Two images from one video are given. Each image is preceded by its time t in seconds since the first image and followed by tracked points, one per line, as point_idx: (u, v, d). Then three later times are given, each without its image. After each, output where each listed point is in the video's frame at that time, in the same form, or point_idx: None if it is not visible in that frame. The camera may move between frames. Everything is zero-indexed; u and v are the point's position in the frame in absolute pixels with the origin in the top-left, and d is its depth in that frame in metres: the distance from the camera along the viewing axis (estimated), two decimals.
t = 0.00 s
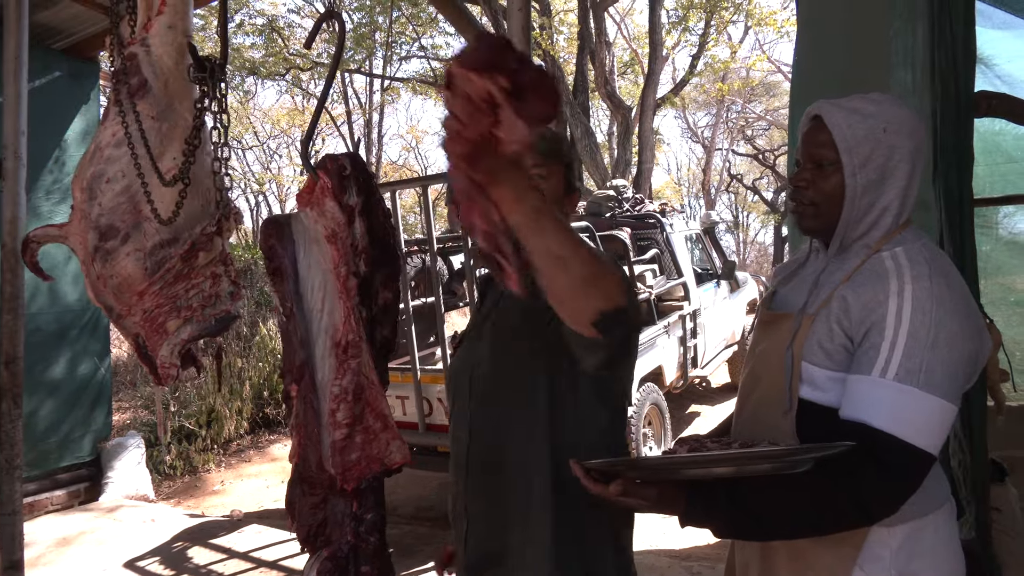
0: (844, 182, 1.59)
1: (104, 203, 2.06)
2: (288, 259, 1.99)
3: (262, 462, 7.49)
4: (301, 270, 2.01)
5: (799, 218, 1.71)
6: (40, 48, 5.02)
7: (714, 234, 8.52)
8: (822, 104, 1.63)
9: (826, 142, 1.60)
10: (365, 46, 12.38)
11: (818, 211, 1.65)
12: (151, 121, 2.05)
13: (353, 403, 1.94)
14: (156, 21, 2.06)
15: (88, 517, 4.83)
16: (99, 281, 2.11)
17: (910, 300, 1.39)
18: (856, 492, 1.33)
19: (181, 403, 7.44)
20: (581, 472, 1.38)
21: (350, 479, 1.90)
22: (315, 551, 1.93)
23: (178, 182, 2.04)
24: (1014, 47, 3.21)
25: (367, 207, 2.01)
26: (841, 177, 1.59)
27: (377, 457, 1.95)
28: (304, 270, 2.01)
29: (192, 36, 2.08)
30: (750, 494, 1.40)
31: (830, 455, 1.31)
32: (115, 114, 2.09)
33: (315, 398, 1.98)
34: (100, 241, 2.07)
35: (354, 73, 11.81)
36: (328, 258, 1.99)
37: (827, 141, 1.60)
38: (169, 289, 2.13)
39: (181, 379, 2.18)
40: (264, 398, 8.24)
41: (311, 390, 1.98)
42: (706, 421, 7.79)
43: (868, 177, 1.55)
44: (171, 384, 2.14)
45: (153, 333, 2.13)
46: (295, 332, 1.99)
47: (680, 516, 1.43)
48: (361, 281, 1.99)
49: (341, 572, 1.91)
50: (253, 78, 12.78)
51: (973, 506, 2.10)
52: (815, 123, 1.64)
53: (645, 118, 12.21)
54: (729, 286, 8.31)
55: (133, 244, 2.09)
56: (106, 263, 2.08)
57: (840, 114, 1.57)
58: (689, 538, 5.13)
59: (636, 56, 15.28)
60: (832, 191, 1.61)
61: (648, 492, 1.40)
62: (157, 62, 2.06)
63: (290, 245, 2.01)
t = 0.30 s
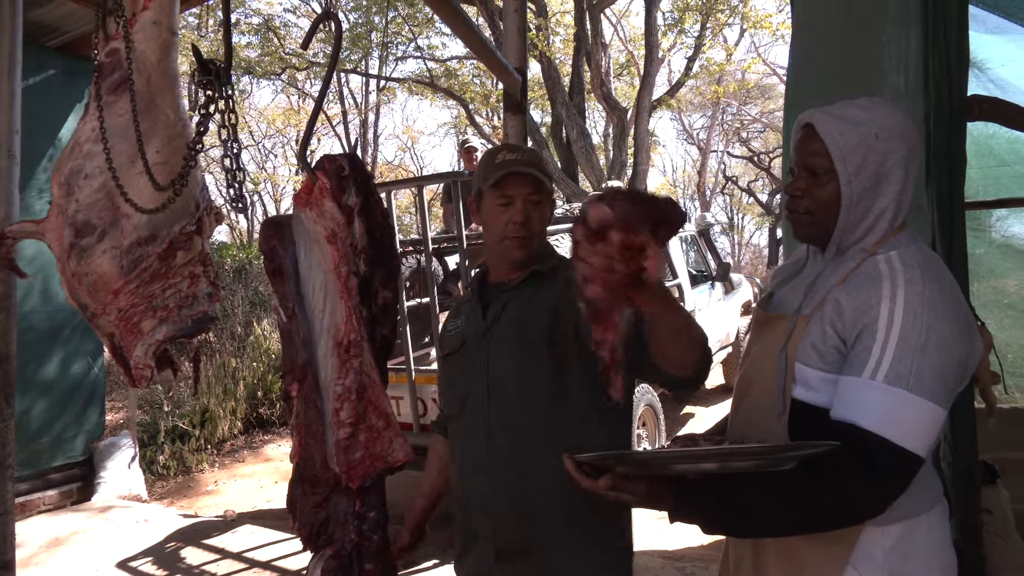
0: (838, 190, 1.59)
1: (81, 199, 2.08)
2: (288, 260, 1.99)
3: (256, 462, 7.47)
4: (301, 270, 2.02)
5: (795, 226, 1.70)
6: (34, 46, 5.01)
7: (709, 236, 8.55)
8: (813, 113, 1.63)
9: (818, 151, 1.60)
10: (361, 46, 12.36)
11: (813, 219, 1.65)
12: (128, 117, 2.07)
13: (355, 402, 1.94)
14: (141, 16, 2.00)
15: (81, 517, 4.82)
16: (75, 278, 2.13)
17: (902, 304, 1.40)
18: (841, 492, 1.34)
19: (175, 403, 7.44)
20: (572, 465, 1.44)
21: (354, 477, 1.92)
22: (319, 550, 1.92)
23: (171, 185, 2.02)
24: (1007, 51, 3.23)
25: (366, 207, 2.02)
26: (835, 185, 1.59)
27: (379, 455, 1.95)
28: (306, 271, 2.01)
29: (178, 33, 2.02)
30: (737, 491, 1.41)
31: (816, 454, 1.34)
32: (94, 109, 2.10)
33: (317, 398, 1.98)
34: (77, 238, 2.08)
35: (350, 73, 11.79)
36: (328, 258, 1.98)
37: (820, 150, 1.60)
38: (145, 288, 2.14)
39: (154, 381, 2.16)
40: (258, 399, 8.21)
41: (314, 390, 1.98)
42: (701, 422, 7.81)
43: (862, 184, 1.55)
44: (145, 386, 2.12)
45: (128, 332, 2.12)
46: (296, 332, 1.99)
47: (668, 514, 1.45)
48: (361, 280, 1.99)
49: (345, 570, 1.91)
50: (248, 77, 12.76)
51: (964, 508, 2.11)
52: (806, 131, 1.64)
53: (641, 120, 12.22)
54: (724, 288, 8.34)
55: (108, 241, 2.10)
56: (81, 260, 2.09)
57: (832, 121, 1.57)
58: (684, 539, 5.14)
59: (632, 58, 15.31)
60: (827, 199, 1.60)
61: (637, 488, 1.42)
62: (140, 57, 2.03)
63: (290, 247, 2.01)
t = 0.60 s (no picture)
0: (834, 193, 1.58)
1: (59, 193, 2.08)
2: (288, 258, 1.98)
3: (252, 462, 7.45)
4: (301, 269, 1.99)
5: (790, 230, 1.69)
6: (29, 45, 5.00)
7: (706, 236, 8.55)
8: (805, 115, 1.63)
9: (812, 154, 1.60)
10: (358, 45, 12.35)
11: (810, 223, 1.64)
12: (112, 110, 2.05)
13: (357, 400, 1.95)
14: (125, 9, 1.95)
15: (77, 517, 4.81)
16: (51, 274, 2.13)
17: (896, 303, 1.40)
18: (834, 486, 1.35)
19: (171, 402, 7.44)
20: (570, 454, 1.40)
21: (357, 475, 1.92)
22: (321, 550, 1.93)
23: (156, 182, 2.03)
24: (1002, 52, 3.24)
25: (364, 206, 2.04)
26: (830, 188, 1.58)
27: (381, 453, 1.95)
28: (305, 268, 1.99)
29: (163, 26, 1.98)
30: (734, 481, 1.41)
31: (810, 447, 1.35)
32: (78, 102, 2.08)
33: (318, 396, 1.97)
34: (54, 233, 2.09)
35: (347, 72, 11.78)
36: (328, 256, 1.97)
37: (813, 153, 1.60)
38: (123, 285, 2.14)
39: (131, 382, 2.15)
40: (255, 398, 8.19)
41: (315, 389, 1.97)
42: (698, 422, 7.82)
43: (858, 186, 1.55)
44: (121, 387, 2.11)
45: (105, 331, 2.12)
46: (297, 331, 1.98)
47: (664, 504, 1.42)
48: (360, 279, 2.00)
49: (349, 568, 1.93)
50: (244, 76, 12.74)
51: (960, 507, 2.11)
52: (799, 134, 1.64)
53: (638, 120, 12.23)
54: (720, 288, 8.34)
55: (86, 237, 2.11)
56: (58, 255, 2.10)
57: (825, 124, 1.57)
58: (681, 538, 5.15)
59: (629, 58, 15.32)
60: (822, 202, 1.60)
61: (631, 479, 1.40)
62: (123, 51, 1.98)
63: (289, 245, 1.99)
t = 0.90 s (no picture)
0: (833, 194, 1.58)
1: (48, 187, 2.10)
2: (284, 255, 1.99)
3: (253, 461, 7.46)
4: (297, 266, 2.01)
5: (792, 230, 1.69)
6: (26, 44, 4.99)
7: (705, 233, 8.56)
8: (799, 118, 1.62)
9: (808, 156, 1.60)
10: (356, 43, 12.33)
11: (810, 225, 1.64)
12: (107, 105, 2.06)
13: (353, 397, 1.95)
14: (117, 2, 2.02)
15: (77, 516, 4.81)
16: (40, 271, 2.15)
17: (900, 302, 1.41)
18: (838, 487, 1.35)
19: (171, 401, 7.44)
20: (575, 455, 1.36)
21: (353, 472, 1.92)
22: (315, 548, 1.94)
23: (143, 182, 2.02)
24: (1001, 48, 3.24)
25: (362, 202, 2.02)
26: (829, 189, 1.58)
27: (378, 450, 1.95)
28: (302, 265, 2.01)
29: (155, 20, 2.02)
30: (735, 482, 1.40)
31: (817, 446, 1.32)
32: (68, 96, 2.11)
33: (315, 393, 1.98)
34: (43, 228, 2.11)
35: (345, 71, 11.77)
36: (324, 253, 1.98)
37: (810, 156, 1.60)
38: (111, 281, 2.13)
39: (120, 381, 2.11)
40: (254, 396, 8.20)
41: (311, 386, 1.98)
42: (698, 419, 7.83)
43: (858, 186, 1.55)
44: (109, 386, 2.07)
45: (93, 329, 2.12)
46: (294, 329, 1.99)
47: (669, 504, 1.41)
48: (356, 275, 1.99)
49: (345, 567, 1.92)
50: (243, 74, 12.74)
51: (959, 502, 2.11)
52: (795, 137, 1.64)
53: (637, 117, 12.23)
54: (719, 285, 8.34)
55: (75, 232, 2.12)
56: (47, 251, 2.12)
57: (820, 125, 1.57)
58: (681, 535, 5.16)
59: (627, 55, 15.29)
60: (822, 204, 1.60)
61: (637, 479, 1.37)
62: (115, 45, 2.03)
63: (286, 242, 2.01)
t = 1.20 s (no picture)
0: (839, 199, 1.55)
1: (53, 183, 2.12)
2: (280, 251, 1.98)
3: (254, 459, 7.46)
4: (293, 263, 2.00)
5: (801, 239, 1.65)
6: (25, 42, 4.99)
7: (705, 229, 8.56)
8: (796, 124, 1.58)
9: (806, 160, 1.55)
10: (356, 41, 12.32)
11: (818, 230, 1.60)
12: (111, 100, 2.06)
13: (348, 395, 1.96)
14: None
15: (79, 514, 4.82)
16: (45, 270, 2.16)
17: (916, 310, 1.40)
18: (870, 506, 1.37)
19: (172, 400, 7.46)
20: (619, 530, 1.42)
21: (347, 470, 1.94)
22: (307, 548, 1.91)
23: (153, 181, 2.07)
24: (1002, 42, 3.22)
25: (360, 199, 2.01)
26: (835, 193, 1.54)
27: (372, 449, 1.98)
28: (298, 262, 1.99)
29: (158, 16, 1.98)
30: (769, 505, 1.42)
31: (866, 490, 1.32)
32: (70, 92, 2.11)
33: (309, 391, 1.97)
34: (49, 225, 2.12)
35: (345, 68, 11.76)
36: (321, 250, 1.97)
37: (807, 160, 1.55)
38: (118, 278, 2.17)
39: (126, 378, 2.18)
40: (255, 394, 8.20)
41: (305, 383, 1.97)
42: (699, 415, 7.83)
43: (864, 189, 1.53)
44: (116, 382, 2.15)
45: (100, 326, 2.17)
46: (290, 326, 1.97)
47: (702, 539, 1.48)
48: (353, 273, 2.00)
49: (336, 565, 1.95)
50: (242, 72, 12.72)
51: (964, 499, 2.09)
52: (790, 141, 1.60)
53: (637, 114, 12.21)
54: (720, 282, 8.34)
55: (81, 229, 2.14)
56: (53, 249, 2.13)
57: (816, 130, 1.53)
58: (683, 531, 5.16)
59: (627, 52, 15.25)
60: (828, 210, 1.56)
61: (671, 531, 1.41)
62: (119, 40, 2.01)
63: (281, 238, 2.00)
